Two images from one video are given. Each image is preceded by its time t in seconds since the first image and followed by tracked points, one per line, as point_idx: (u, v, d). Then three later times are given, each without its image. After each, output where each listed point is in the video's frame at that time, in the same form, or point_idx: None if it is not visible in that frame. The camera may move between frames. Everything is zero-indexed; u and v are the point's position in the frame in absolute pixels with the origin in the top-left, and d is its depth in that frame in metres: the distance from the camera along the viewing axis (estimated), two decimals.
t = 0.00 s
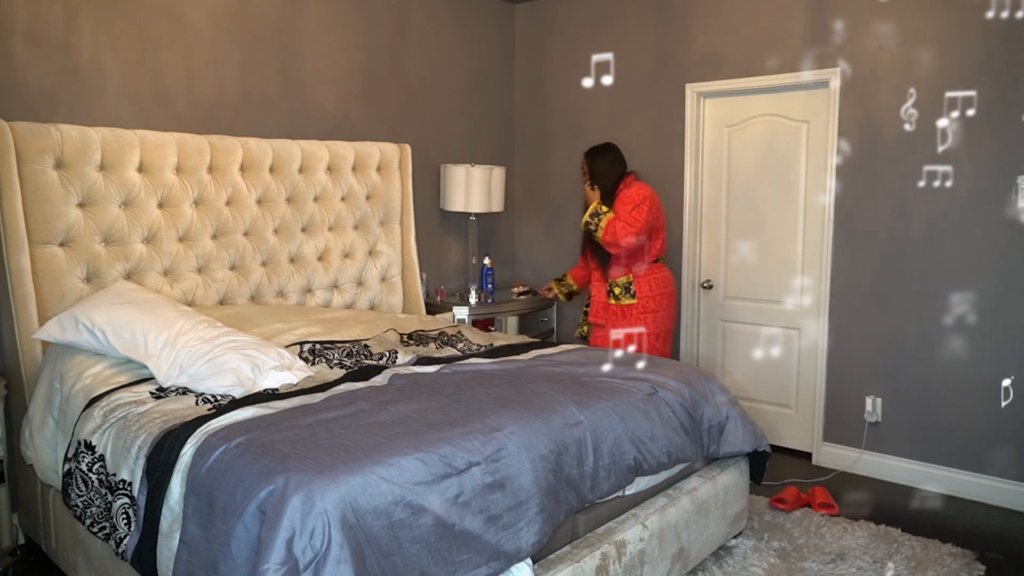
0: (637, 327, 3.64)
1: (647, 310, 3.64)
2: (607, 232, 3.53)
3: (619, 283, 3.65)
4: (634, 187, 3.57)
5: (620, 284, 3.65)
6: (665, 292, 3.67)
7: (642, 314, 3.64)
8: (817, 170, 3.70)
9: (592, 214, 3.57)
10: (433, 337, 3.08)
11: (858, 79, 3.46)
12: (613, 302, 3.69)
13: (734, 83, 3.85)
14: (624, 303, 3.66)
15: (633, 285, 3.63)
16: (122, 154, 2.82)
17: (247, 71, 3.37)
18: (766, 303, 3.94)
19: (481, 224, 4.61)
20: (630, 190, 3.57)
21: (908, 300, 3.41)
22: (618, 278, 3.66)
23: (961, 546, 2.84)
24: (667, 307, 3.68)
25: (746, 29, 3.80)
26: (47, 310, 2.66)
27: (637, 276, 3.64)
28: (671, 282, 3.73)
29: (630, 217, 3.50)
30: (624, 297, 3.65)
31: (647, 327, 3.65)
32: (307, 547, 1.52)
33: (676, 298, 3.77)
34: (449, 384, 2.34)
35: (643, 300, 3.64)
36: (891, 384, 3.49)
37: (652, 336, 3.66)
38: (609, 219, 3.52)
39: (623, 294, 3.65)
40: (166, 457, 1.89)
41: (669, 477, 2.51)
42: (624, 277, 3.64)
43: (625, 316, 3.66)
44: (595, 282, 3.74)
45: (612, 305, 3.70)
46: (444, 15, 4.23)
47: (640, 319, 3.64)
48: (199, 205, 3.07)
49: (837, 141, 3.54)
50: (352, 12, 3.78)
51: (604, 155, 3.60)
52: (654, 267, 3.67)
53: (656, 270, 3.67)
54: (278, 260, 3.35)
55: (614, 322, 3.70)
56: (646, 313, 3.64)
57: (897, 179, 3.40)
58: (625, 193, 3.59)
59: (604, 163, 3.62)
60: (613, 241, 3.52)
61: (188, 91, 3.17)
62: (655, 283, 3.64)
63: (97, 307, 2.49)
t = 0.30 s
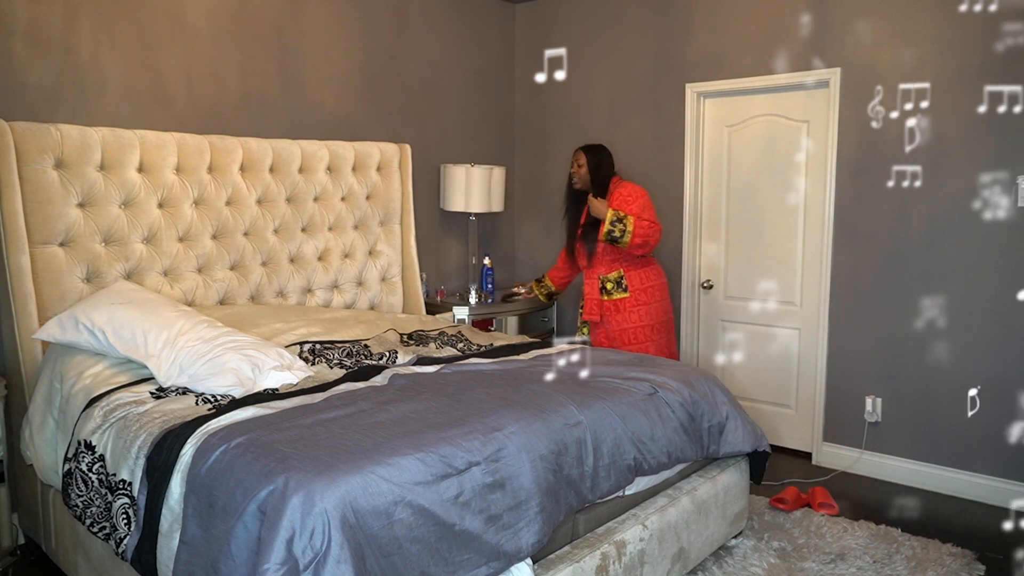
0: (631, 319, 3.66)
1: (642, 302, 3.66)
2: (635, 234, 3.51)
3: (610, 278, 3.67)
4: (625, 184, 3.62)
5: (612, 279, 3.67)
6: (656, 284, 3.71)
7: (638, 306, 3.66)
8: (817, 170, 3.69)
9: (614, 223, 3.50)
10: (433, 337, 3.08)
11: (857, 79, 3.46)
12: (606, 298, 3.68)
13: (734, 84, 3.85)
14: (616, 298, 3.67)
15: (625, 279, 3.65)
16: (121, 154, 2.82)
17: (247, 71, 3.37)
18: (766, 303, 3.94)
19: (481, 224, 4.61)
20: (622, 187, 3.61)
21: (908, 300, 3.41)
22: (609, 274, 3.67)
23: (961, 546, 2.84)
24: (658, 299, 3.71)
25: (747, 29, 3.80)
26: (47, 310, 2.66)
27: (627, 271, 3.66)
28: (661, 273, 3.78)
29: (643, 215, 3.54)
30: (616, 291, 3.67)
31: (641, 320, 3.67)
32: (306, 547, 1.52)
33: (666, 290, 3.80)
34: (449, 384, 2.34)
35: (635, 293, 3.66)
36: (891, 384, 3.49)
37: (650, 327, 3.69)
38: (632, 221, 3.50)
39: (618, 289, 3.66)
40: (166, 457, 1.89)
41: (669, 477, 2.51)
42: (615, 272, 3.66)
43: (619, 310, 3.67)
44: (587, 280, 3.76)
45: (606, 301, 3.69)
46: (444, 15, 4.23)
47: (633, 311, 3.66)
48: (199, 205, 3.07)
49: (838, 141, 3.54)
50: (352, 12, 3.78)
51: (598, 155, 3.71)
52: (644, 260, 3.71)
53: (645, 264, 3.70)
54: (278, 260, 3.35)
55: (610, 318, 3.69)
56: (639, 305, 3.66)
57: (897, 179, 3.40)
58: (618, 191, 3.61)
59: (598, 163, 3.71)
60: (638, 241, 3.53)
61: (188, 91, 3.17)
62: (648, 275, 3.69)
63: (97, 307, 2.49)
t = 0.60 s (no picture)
0: (631, 319, 3.67)
1: (641, 302, 3.68)
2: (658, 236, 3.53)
3: (610, 278, 3.67)
4: (628, 184, 3.70)
5: (612, 279, 3.67)
6: (655, 284, 3.74)
7: (637, 306, 3.67)
8: (817, 169, 3.69)
9: (642, 225, 3.47)
10: (434, 337, 3.08)
11: (857, 79, 3.46)
12: (606, 297, 3.68)
13: (734, 84, 3.85)
14: (616, 297, 3.67)
15: (626, 279, 3.66)
16: (121, 154, 2.82)
17: (247, 72, 3.37)
18: (766, 302, 3.94)
19: (481, 224, 4.61)
20: (627, 188, 3.68)
21: (908, 300, 3.41)
22: (609, 273, 3.68)
23: (961, 546, 2.84)
24: (657, 299, 3.73)
25: (746, 29, 3.80)
26: (47, 310, 2.66)
27: (628, 271, 3.67)
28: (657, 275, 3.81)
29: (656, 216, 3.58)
30: (616, 291, 3.67)
31: (640, 319, 3.68)
32: (307, 547, 1.52)
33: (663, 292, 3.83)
34: (449, 384, 2.33)
35: (635, 293, 3.67)
36: (891, 384, 3.49)
37: (649, 328, 3.71)
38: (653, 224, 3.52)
39: (618, 289, 3.66)
40: (166, 457, 1.89)
41: (669, 477, 2.51)
42: (615, 272, 3.67)
43: (618, 310, 3.67)
44: (587, 281, 3.74)
45: (605, 301, 3.69)
46: (444, 15, 4.23)
47: (633, 311, 3.67)
48: (199, 205, 3.07)
49: (838, 141, 3.54)
50: (352, 12, 3.78)
51: (601, 154, 3.71)
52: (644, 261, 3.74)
53: (645, 264, 3.73)
54: (278, 260, 3.35)
55: (609, 318, 3.69)
56: (638, 305, 3.67)
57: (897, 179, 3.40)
58: (624, 191, 3.67)
59: (601, 161, 3.71)
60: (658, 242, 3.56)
61: (187, 91, 3.17)
62: (647, 275, 3.71)
63: (97, 307, 2.49)
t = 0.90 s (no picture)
0: (627, 319, 3.67)
1: (638, 303, 3.67)
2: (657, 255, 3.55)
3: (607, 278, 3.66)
4: (632, 188, 3.70)
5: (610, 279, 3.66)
6: (652, 287, 3.73)
7: (633, 307, 3.67)
8: (817, 169, 3.69)
9: (640, 250, 3.51)
10: (433, 337, 3.08)
11: (857, 79, 3.46)
12: (603, 298, 3.67)
13: (736, 84, 3.84)
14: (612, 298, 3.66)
15: (623, 279, 3.65)
16: (121, 154, 2.82)
17: (247, 72, 3.37)
18: (766, 303, 3.94)
19: (481, 224, 4.61)
20: (631, 192, 3.68)
21: (908, 300, 3.41)
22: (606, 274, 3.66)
23: (961, 546, 2.84)
24: (653, 301, 3.73)
25: (747, 29, 3.79)
26: (47, 310, 2.66)
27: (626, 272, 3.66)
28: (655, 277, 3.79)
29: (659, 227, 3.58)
30: (613, 291, 3.66)
31: (636, 320, 3.68)
32: (307, 547, 1.52)
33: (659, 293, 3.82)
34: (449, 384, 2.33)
35: (631, 294, 3.67)
36: (891, 383, 3.49)
37: (643, 330, 3.71)
38: (653, 242, 3.53)
39: (615, 289, 3.65)
40: (166, 457, 1.89)
41: (669, 477, 2.51)
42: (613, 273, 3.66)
43: (615, 310, 3.67)
44: (586, 282, 3.75)
45: (602, 301, 3.68)
46: (444, 15, 4.23)
47: (629, 312, 3.67)
48: (199, 205, 3.07)
49: (837, 141, 3.54)
50: (352, 12, 3.78)
51: (607, 155, 3.71)
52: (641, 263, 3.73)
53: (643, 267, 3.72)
54: (278, 260, 3.35)
55: (605, 318, 3.68)
56: (634, 306, 3.67)
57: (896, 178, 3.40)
58: (628, 196, 3.68)
59: (608, 161, 3.72)
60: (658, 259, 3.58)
61: (187, 91, 3.17)
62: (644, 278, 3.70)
63: (97, 307, 2.49)
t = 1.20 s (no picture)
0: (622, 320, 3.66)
1: (633, 305, 3.66)
2: (648, 262, 3.57)
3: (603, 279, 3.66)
4: (633, 190, 3.69)
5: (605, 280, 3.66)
6: (648, 288, 3.71)
7: (629, 308, 3.66)
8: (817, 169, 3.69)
9: (630, 255, 3.54)
10: (434, 337, 3.08)
11: (857, 79, 3.46)
12: (598, 298, 3.68)
13: (736, 84, 3.84)
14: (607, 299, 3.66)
15: (618, 281, 3.64)
16: (122, 153, 2.82)
17: (247, 71, 3.37)
18: (766, 302, 3.94)
19: (481, 224, 4.61)
20: (631, 194, 3.68)
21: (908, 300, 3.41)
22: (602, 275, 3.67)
23: (961, 546, 2.84)
24: (650, 303, 3.71)
25: (747, 29, 3.79)
26: (47, 310, 2.66)
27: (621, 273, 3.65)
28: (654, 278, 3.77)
29: (655, 233, 3.58)
30: (608, 292, 3.66)
31: (632, 321, 3.67)
32: (306, 547, 1.52)
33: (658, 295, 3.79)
34: (449, 384, 2.33)
35: (627, 295, 3.65)
36: (891, 384, 3.49)
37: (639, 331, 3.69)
38: (644, 248, 3.55)
39: (610, 290, 3.65)
40: (166, 457, 1.89)
41: (669, 477, 2.51)
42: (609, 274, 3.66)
43: (610, 311, 3.67)
44: (582, 281, 3.79)
45: (597, 301, 3.69)
46: (444, 16, 4.24)
47: (624, 313, 3.66)
48: (199, 205, 3.07)
49: (837, 140, 3.54)
50: (352, 12, 3.78)
51: (611, 155, 3.72)
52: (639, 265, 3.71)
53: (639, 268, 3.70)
54: (278, 260, 3.35)
55: (600, 318, 3.69)
56: (629, 307, 3.66)
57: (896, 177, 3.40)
58: (628, 199, 3.67)
59: (611, 161, 3.72)
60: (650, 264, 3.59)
61: (187, 90, 3.17)
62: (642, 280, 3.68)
63: (97, 307, 2.49)
